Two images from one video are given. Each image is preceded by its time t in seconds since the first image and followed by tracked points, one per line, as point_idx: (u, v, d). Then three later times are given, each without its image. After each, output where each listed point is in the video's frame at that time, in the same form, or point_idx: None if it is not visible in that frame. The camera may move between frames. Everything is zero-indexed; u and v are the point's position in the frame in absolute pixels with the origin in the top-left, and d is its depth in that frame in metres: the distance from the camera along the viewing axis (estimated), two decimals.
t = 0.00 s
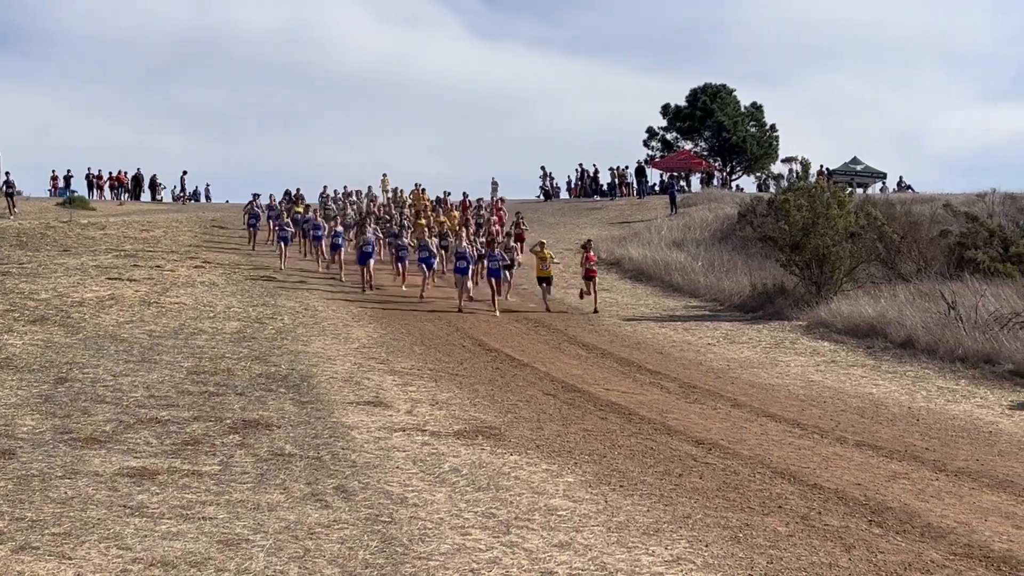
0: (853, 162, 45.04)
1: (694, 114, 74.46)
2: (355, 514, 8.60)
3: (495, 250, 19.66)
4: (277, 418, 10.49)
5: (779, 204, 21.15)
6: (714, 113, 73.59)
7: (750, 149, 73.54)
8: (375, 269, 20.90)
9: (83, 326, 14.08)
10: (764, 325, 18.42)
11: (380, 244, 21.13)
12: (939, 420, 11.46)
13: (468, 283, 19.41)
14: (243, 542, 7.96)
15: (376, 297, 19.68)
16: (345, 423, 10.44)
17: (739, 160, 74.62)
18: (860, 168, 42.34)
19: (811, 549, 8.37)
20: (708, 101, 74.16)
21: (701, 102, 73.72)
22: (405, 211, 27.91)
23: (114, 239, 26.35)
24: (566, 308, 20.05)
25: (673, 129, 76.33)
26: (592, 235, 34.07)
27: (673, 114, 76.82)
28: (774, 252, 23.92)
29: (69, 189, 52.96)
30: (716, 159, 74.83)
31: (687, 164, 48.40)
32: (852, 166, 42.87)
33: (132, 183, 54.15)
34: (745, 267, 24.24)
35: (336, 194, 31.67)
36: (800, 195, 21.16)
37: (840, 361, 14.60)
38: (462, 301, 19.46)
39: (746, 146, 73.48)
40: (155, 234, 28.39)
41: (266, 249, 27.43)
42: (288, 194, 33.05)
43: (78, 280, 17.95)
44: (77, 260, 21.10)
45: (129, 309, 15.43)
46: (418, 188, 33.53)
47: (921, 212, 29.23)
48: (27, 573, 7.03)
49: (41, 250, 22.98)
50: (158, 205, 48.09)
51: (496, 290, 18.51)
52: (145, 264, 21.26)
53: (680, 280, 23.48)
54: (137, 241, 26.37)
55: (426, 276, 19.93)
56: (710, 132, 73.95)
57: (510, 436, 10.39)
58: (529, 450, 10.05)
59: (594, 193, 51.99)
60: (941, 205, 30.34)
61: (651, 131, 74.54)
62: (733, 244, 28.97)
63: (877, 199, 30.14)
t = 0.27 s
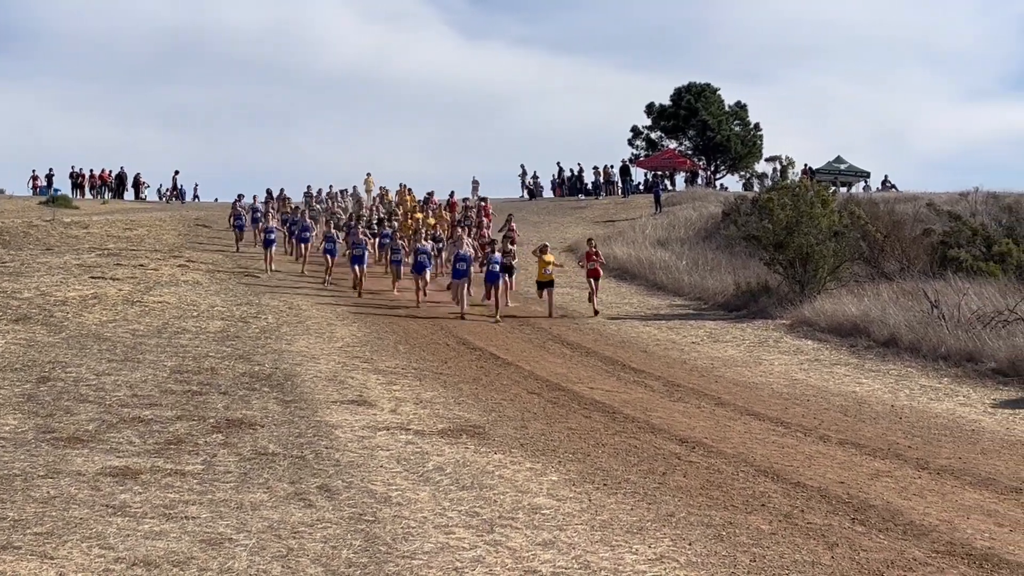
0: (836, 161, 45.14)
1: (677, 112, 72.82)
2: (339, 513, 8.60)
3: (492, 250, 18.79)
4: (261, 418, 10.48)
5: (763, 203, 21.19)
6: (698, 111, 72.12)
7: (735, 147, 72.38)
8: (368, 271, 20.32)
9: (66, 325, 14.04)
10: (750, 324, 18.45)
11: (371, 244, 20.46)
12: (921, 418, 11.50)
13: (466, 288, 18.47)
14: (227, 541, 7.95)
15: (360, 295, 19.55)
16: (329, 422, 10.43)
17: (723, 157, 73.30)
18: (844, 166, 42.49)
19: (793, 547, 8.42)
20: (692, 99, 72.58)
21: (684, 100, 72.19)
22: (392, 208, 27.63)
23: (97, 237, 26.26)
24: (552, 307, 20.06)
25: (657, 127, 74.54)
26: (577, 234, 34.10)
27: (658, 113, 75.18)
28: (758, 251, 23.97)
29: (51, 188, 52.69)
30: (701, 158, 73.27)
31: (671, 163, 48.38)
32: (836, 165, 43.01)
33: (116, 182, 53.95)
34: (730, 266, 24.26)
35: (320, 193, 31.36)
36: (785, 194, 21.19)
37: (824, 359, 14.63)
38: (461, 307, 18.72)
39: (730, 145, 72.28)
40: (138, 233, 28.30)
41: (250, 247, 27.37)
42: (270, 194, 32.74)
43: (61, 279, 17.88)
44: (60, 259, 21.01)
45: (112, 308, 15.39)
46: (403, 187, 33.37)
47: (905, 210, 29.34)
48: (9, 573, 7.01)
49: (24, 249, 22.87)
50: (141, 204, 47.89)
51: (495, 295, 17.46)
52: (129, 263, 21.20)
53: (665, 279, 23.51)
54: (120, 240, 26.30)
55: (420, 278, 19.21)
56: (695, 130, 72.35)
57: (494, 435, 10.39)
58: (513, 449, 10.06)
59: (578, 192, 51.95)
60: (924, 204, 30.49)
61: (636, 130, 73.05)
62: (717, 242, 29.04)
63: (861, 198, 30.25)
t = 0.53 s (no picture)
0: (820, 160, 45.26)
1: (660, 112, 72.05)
2: (321, 512, 8.60)
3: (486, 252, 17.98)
4: (243, 417, 10.46)
5: (745, 202, 21.24)
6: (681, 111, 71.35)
7: (717, 147, 71.43)
8: (358, 273, 19.95)
9: (47, 324, 13.99)
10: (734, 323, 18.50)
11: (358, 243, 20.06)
12: (902, 416, 11.55)
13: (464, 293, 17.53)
14: (209, 540, 7.94)
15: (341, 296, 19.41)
16: (311, 421, 10.41)
17: (706, 157, 72.28)
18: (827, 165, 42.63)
19: (775, 545, 8.47)
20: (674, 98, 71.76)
21: (667, 99, 71.46)
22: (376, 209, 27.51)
23: (79, 236, 26.18)
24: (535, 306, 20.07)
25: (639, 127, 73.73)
26: (560, 233, 34.11)
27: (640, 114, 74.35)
28: (740, 250, 24.02)
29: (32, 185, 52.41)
30: (684, 157, 72.41)
31: (655, 162, 48.40)
32: (818, 164, 43.16)
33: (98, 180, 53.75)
34: (712, 265, 24.30)
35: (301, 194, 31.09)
36: (767, 194, 21.26)
37: (806, 358, 14.67)
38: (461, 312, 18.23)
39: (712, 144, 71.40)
40: (120, 232, 28.22)
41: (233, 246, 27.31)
42: (251, 194, 32.36)
43: (43, 278, 17.81)
44: (41, 258, 20.93)
45: (94, 307, 15.35)
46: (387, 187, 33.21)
47: (887, 209, 29.47)
48: None
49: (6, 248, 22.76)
50: (123, 202, 47.71)
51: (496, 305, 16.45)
52: (110, 262, 21.13)
53: (648, 278, 23.54)
54: (102, 238, 26.21)
55: (416, 282, 18.70)
56: (677, 130, 71.59)
57: (478, 434, 10.39)
58: (495, 447, 10.06)
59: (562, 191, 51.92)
60: (906, 203, 30.64)
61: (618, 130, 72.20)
62: (700, 241, 29.09)
63: (844, 197, 30.37)
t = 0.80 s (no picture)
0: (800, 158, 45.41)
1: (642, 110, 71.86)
2: (302, 510, 8.59)
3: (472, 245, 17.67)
4: (223, 415, 10.44)
5: (726, 201, 21.31)
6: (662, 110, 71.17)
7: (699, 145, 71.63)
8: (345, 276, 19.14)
9: (26, 323, 13.93)
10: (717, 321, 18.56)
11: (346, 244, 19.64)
12: (882, 413, 11.62)
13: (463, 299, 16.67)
14: (189, 539, 7.92)
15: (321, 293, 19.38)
16: (292, 419, 10.40)
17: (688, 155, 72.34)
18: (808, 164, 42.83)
19: (755, 543, 8.54)
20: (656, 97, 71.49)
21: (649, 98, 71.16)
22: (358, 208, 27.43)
23: (58, 234, 26.08)
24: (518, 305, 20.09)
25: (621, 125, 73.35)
26: (542, 231, 34.16)
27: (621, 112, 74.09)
28: (721, 248, 24.11)
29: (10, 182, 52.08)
30: (665, 155, 72.54)
31: (636, 160, 48.48)
32: (799, 162, 43.34)
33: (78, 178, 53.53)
34: (693, 263, 24.36)
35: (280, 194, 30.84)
36: (748, 192, 21.33)
37: (786, 356, 14.74)
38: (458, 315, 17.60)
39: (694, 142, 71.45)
40: (100, 229, 28.11)
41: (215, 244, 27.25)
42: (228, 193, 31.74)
43: (22, 276, 17.72)
44: (21, 256, 20.83)
45: (74, 305, 15.29)
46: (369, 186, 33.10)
47: (867, 208, 29.64)
48: None
49: None
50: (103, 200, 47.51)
51: (498, 313, 15.69)
52: (91, 260, 21.05)
53: (629, 276, 23.59)
54: (82, 236, 26.12)
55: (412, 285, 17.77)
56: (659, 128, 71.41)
57: (459, 431, 10.40)
58: (477, 445, 10.07)
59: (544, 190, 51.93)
60: (886, 201, 30.81)
61: (599, 128, 71.98)
62: (681, 239, 29.19)
63: (824, 195, 30.51)
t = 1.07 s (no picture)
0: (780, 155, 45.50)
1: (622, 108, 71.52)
2: (281, 507, 8.58)
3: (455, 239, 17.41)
4: (202, 412, 10.41)
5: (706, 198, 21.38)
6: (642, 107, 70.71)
7: (677, 142, 70.92)
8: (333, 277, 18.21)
9: (3, 320, 13.85)
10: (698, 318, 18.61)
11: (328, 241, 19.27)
12: (860, 410, 11.67)
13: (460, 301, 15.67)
14: (167, 536, 7.90)
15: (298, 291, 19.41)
16: (271, 416, 10.38)
17: (667, 153, 71.84)
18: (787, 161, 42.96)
19: (734, 539, 8.58)
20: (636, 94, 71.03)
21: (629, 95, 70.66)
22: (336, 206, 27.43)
23: (36, 231, 25.94)
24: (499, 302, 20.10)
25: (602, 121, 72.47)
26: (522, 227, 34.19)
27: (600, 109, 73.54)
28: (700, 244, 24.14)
29: None
30: (643, 153, 71.58)
31: (616, 158, 48.51)
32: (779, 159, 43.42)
33: (57, 174, 53.25)
34: (673, 260, 24.39)
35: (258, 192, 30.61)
36: (727, 189, 21.40)
37: (765, 353, 14.78)
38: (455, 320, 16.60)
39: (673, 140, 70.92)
40: (78, 226, 27.97)
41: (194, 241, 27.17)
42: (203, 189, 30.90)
43: None
44: None
45: (51, 302, 15.21)
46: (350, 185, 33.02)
47: (846, 205, 29.78)
48: None
49: None
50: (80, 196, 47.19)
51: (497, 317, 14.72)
52: (68, 256, 20.94)
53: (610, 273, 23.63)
54: (59, 233, 25.97)
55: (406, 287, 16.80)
56: (639, 125, 71.05)
57: (438, 428, 10.40)
58: (456, 442, 10.07)
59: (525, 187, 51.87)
60: (865, 198, 30.98)
61: (580, 124, 71.50)
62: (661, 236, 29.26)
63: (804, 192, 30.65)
